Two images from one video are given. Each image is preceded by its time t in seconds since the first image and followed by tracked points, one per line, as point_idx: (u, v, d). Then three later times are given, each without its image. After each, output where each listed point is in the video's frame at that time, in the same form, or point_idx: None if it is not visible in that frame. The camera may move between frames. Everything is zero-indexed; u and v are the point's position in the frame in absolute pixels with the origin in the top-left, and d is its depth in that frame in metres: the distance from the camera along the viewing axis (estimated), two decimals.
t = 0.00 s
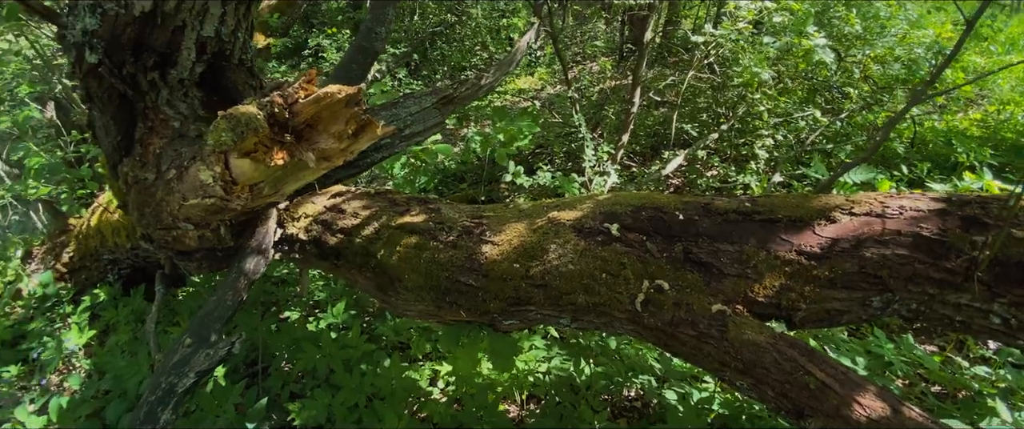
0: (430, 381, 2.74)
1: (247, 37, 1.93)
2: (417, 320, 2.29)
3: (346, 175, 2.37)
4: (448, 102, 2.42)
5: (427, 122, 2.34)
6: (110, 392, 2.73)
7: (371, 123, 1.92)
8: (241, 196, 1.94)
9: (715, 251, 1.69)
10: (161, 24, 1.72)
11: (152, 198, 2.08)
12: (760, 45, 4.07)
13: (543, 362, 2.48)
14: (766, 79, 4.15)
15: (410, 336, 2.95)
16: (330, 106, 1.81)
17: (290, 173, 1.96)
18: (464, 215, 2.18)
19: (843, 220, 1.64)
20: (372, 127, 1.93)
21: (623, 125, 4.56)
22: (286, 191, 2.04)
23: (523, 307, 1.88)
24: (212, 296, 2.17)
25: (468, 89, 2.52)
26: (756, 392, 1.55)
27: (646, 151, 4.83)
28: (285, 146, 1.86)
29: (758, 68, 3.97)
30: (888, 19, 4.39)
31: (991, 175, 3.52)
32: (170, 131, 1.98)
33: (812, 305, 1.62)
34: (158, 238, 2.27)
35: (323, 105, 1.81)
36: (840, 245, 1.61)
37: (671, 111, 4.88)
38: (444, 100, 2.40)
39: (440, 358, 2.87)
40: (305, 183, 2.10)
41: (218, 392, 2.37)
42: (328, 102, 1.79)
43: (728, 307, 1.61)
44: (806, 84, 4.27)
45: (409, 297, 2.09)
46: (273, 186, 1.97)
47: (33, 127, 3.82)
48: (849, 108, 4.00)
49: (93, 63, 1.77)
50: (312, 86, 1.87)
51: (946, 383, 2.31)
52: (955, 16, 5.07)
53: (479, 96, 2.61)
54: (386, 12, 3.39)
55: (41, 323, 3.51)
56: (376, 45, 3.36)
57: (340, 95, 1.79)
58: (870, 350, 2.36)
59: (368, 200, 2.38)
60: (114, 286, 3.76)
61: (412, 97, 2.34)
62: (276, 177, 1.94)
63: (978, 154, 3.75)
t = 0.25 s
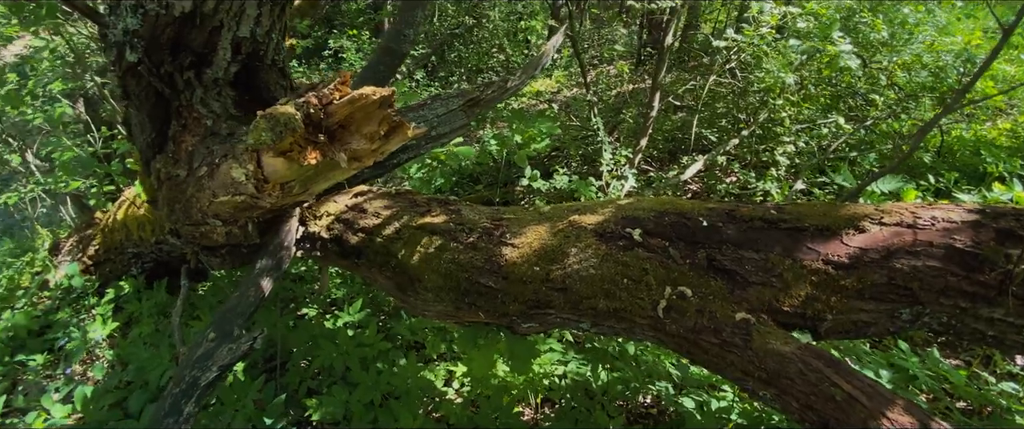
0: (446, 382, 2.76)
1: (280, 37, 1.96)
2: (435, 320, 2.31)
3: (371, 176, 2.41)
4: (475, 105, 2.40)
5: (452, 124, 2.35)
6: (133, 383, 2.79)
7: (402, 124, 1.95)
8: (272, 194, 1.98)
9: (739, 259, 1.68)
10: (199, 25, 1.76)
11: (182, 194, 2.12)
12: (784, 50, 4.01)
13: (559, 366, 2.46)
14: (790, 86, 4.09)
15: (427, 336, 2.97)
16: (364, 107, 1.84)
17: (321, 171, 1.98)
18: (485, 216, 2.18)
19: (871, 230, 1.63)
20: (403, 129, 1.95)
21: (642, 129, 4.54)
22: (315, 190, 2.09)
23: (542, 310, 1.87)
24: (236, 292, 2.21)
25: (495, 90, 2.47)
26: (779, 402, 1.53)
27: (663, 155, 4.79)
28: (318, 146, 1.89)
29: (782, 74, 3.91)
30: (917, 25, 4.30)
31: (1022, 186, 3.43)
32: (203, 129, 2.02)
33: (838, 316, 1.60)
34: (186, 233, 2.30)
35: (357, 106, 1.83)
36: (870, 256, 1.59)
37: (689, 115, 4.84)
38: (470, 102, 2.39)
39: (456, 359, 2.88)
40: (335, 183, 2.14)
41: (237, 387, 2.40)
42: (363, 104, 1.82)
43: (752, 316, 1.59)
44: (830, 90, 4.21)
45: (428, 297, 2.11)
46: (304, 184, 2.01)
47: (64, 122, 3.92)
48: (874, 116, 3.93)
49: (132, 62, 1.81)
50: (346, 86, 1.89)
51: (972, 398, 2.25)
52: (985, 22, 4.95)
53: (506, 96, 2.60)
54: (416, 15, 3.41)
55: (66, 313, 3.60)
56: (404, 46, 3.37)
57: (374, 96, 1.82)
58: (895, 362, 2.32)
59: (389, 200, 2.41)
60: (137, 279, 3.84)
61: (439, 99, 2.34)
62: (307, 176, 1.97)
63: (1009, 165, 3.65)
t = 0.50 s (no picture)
0: (461, 383, 2.77)
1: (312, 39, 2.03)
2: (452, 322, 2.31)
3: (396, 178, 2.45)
4: (500, 108, 2.41)
5: (478, 127, 2.35)
6: (154, 375, 2.84)
7: (434, 127, 1.91)
8: (303, 194, 2.02)
9: (764, 268, 1.66)
10: (237, 26, 1.79)
11: (213, 192, 2.18)
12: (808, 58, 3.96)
13: (575, 372, 2.45)
14: (813, 93, 4.04)
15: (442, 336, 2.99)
16: (398, 111, 1.85)
17: (353, 173, 2.00)
18: (505, 219, 2.19)
19: (901, 242, 1.61)
20: (434, 132, 1.91)
21: (661, 135, 4.51)
22: (345, 190, 2.10)
23: (562, 315, 1.87)
24: (260, 288, 2.26)
25: (521, 95, 2.50)
26: (804, 415, 1.51)
27: (682, 162, 4.75)
28: (351, 147, 1.91)
29: (807, 81, 3.85)
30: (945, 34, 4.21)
31: None
32: (236, 128, 2.05)
33: (866, 329, 1.58)
34: (214, 230, 2.35)
35: (391, 109, 1.84)
36: (901, 269, 1.57)
37: (708, 121, 4.79)
38: (496, 106, 2.40)
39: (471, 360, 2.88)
40: (365, 183, 2.17)
41: (257, 382, 2.44)
42: (397, 107, 1.82)
43: (778, 327, 1.58)
44: (855, 99, 4.14)
45: (447, 299, 2.12)
46: (334, 184, 2.03)
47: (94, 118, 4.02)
48: (900, 126, 3.85)
49: (171, 61, 1.84)
50: (380, 89, 1.92)
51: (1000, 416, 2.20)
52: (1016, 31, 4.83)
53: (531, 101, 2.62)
54: (445, 19, 3.46)
55: (91, 305, 3.69)
56: (433, 49, 3.42)
57: (408, 100, 1.81)
58: (919, 377, 2.27)
59: (411, 201, 2.44)
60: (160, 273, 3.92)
61: (466, 103, 2.35)
62: (338, 176, 1.99)
63: None
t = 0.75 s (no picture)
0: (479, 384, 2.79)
1: (347, 42, 2.07)
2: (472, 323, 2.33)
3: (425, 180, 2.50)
4: (529, 112, 2.40)
5: (506, 131, 2.35)
6: (179, 367, 2.90)
7: (467, 131, 2.00)
8: (335, 194, 2.04)
9: (793, 279, 1.65)
10: (276, 29, 1.83)
11: (244, 189, 2.22)
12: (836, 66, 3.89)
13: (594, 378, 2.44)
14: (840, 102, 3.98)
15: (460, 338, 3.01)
16: (433, 114, 1.90)
17: (385, 173, 2.04)
18: (527, 223, 2.19)
19: (936, 256, 1.61)
20: (467, 135, 2.00)
21: (682, 141, 4.48)
22: (375, 192, 2.14)
23: (584, 320, 1.87)
24: (284, 285, 2.31)
25: (550, 99, 2.46)
26: None
27: (702, 168, 4.77)
28: (385, 149, 1.96)
29: (835, 88, 3.77)
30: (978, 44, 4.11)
31: None
32: (269, 128, 2.11)
33: (897, 344, 1.57)
34: (243, 226, 2.37)
35: (426, 112, 1.89)
36: (936, 282, 1.56)
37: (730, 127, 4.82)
38: (524, 109, 2.39)
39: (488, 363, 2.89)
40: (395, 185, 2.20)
41: (279, 377, 2.48)
42: (432, 110, 1.88)
43: (806, 338, 1.56)
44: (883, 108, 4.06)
45: (468, 301, 2.13)
46: (366, 185, 2.07)
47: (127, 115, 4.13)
48: (930, 136, 3.77)
49: (212, 63, 1.92)
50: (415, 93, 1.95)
51: None
52: None
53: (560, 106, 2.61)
54: (476, 24, 3.51)
55: (119, 297, 3.78)
56: (462, 53, 3.45)
57: (443, 103, 1.87)
58: (946, 395, 2.22)
59: (434, 203, 2.49)
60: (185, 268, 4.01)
61: (495, 107, 2.36)
62: (370, 177, 2.02)
63: None
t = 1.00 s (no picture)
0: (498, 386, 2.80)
1: (380, 45, 2.15)
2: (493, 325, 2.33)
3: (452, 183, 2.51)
4: (558, 115, 2.32)
5: (535, 133, 2.27)
6: (204, 359, 2.97)
7: (500, 134, 1.99)
8: (367, 194, 2.07)
9: (823, 288, 1.63)
10: (314, 32, 1.88)
11: (276, 187, 2.27)
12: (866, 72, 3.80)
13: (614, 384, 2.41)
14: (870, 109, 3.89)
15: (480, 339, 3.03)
16: (466, 117, 1.90)
17: (416, 175, 2.04)
18: (550, 226, 2.19)
19: (974, 268, 1.57)
20: (500, 138, 1.99)
21: (706, 146, 4.43)
22: (406, 192, 2.13)
23: (607, 325, 1.86)
24: (309, 283, 2.35)
25: (579, 102, 2.37)
26: None
27: (724, 173, 4.73)
28: (419, 152, 1.96)
29: (864, 95, 3.67)
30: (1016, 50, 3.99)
31: None
32: (303, 128, 2.15)
33: (932, 358, 1.55)
34: (273, 224, 2.41)
35: (460, 115, 1.89)
36: (973, 296, 1.54)
37: (753, 133, 4.78)
38: (553, 112, 2.32)
39: (506, 364, 2.89)
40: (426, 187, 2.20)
41: (302, 372, 2.52)
42: (466, 113, 1.88)
43: (837, 349, 1.54)
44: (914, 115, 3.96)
45: (491, 302, 2.14)
46: (397, 186, 2.07)
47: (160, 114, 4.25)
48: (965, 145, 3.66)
49: (251, 64, 1.94)
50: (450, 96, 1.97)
51: None
52: None
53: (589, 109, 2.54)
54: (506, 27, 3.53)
55: (148, 289, 3.89)
56: (492, 57, 3.48)
57: (478, 106, 1.86)
58: (978, 411, 2.17)
59: (457, 205, 2.51)
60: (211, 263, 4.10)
61: (524, 110, 2.30)
62: (402, 178, 2.03)
63: None
